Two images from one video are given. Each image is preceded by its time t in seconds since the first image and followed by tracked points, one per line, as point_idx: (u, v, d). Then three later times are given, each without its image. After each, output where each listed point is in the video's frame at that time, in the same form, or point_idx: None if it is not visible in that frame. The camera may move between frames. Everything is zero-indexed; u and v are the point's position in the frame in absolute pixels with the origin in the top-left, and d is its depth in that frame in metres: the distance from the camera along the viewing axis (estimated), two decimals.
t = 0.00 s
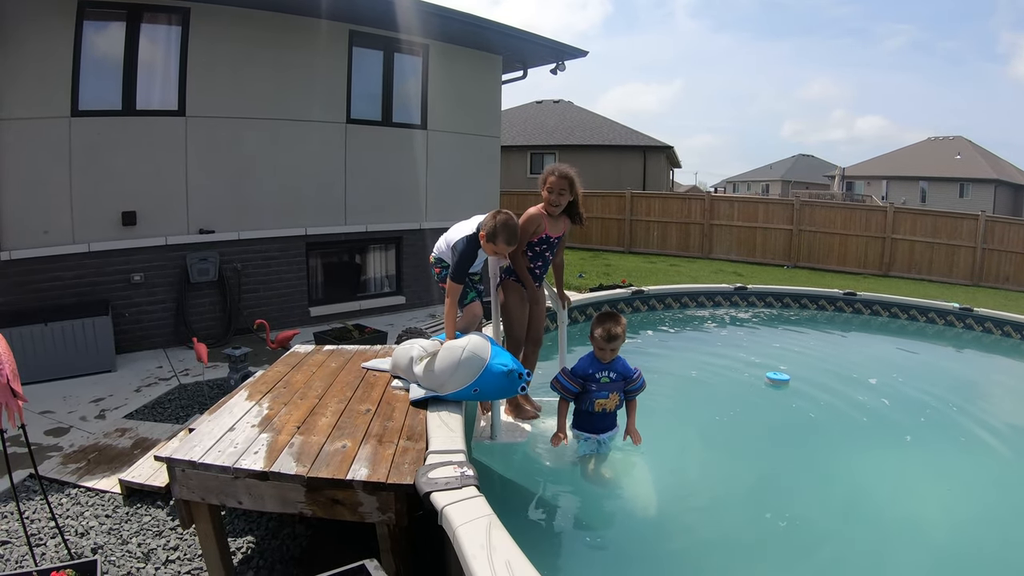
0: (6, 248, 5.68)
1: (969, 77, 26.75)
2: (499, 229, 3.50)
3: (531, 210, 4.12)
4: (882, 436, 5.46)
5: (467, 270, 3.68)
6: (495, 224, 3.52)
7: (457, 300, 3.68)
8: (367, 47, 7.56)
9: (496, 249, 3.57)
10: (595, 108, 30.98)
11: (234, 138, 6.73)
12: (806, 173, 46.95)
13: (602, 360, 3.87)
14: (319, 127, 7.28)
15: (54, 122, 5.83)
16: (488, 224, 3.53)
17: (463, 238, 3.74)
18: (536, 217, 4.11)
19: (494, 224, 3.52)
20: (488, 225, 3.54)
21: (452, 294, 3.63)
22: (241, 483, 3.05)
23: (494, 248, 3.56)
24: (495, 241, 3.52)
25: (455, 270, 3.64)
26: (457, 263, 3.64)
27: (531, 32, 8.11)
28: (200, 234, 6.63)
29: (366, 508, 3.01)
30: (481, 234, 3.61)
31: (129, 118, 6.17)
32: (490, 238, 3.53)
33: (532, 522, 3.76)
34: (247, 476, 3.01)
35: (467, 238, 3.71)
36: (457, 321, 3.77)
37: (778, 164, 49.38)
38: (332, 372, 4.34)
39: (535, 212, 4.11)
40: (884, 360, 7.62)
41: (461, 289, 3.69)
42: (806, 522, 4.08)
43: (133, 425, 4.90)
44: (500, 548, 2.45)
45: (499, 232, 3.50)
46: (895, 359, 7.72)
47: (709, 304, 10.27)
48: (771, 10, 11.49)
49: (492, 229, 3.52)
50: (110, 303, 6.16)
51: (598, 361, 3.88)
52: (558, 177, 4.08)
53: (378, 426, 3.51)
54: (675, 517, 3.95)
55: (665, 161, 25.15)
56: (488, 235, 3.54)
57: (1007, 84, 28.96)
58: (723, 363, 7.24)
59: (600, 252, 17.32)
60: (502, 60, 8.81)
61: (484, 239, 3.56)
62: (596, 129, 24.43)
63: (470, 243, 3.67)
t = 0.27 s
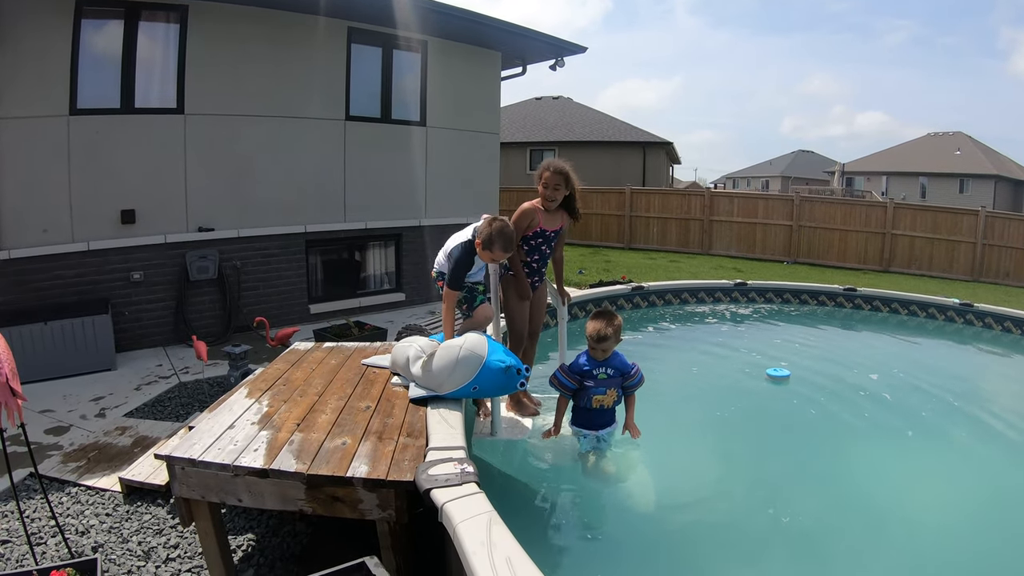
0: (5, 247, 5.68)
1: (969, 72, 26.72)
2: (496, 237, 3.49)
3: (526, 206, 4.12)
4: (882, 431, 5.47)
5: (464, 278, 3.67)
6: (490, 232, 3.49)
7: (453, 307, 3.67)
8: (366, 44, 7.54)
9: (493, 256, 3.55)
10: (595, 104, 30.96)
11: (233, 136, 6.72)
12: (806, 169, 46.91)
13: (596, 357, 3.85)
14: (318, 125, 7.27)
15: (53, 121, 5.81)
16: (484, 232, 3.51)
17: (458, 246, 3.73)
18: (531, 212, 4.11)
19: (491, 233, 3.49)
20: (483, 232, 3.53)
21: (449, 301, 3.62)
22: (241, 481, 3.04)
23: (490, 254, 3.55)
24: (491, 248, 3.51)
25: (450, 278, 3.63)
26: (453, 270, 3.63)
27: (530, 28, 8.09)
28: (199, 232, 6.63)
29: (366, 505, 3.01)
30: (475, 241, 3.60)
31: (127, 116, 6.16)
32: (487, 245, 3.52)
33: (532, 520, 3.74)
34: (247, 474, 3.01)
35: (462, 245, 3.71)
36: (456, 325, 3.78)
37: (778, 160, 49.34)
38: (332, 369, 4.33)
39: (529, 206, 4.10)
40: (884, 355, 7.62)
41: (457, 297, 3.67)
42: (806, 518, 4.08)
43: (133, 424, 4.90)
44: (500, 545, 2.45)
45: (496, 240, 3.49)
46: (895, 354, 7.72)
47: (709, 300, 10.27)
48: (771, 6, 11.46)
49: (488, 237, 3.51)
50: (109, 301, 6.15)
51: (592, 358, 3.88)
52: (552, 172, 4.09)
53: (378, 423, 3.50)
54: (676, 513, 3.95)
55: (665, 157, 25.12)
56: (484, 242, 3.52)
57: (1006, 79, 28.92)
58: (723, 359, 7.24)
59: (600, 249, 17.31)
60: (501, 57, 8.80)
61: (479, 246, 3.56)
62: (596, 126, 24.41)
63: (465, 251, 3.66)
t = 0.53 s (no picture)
0: (5, 247, 5.67)
1: (970, 68, 26.67)
2: (498, 236, 3.50)
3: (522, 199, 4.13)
4: (883, 427, 5.47)
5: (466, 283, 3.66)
6: (492, 233, 3.50)
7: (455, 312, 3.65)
8: (366, 42, 7.54)
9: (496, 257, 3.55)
10: (595, 101, 30.94)
11: (232, 135, 6.72)
12: (807, 165, 46.87)
13: (597, 357, 3.84)
14: (318, 123, 7.27)
15: (52, 120, 5.81)
16: (485, 232, 3.51)
17: (459, 249, 3.71)
18: (528, 205, 4.10)
19: (492, 232, 3.50)
20: (486, 233, 3.52)
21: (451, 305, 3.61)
22: (242, 479, 3.03)
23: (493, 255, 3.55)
24: (494, 248, 3.51)
25: (453, 283, 3.61)
26: (454, 275, 3.61)
27: (529, 25, 8.08)
28: (200, 230, 6.62)
29: (367, 503, 3.00)
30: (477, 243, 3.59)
31: (127, 115, 6.15)
32: (489, 245, 3.52)
33: (532, 515, 3.75)
34: (247, 472, 3.01)
35: (464, 249, 3.69)
36: (457, 324, 3.78)
37: (779, 156, 49.29)
38: (333, 367, 4.33)
39: (526, 200, 4.10)
40: (886, 351, 7.62)
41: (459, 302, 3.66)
42: (807, 514, 4.08)
43: (134, 423, 4.90)
44: (502, 543, 2.44)
45: (498, 239, 3.50)
46: (897, 350, 7.72)
47: (710, 296, 10.27)
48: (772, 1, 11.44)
49: (490, 236, 3.51)
50: (110, 301, 6.16)
51: (594, 357, 3.86)
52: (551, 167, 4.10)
53: (379, 421, 3.50)
54: (677, 510, 3.95)
55: (665, 154, 25.09)
56: (486, 242, 3.52)
57: (1007, 75, 28.87)
58: (724, 356, 7.24)
59: (601, 245, 17.31)
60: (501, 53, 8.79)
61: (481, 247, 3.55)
62: (596, 122, 24.38)
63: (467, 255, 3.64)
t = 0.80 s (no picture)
0: (6, 245, 5.67)
1: (972, 62, 26.60)
2: (506, 225, 3.50)
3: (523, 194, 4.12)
4: (885, 421, 5.46)
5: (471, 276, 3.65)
6: (501, 221, 3.50)
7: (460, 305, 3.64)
8: (366, 37, 7.52)
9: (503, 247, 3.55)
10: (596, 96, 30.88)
11: (233, 131, 6.71)
12: (808, 160, 46.80)
13: (604, 351, 3.84)
14: (319, 119, 7.25)
15: (52, 118, 5.80)
16: (491, 222, 3.51)
17: (464, 243, 3.69)
18: (528, 201, 4.09)
19: (499, 221, 3.51)
20: (493, 224, 3.52)
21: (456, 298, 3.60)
22: (243, 475, 3.03)
23: (500, 245, 3.54)
24: (502, 238, 3.50)
25: (459, 276, 3.60)
26: (460, 267, 3.60)
27: (529, 19, 8.05)
28: (201, 227, 6.62)
29: (369, 498, 3.00)
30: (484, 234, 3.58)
31: (127, 112, 6.14)
32: (496, 235, 3.51)
33: (535, 511, 3.74)
34: (249, 467, 3.00)
35: (470, 242, 3.68)
36: (459, 319, 3.77)
37: (780, 151, 49.22)
38: (334, 362, 4.32)
39: (526, 196, 4.08)
40: (888, 345, 7.62)
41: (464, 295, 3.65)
42: (809, 508, 4.08)
43: (136, 420, 4.90)
44: (505, 537, 2.44)
45: (506, 228, 3.49)
46: (899, 344, 7.71)
47: (712, 291, 10.26)
48: None
49: (497, 227, 3.50)
50: (111, 298, 6.15)
51: (600, 352, 3.86)
52: (557, 166, 3.99)
53: (380, 416, 3.49)
54: (680, 504, 3.95)
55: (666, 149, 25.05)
56: (493, 233, 3.52)
57: (1009, 70, 28.80)
58: (726, 350, 7.23)
59: (602, 240, 17.29)
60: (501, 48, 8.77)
61: (488, 238, 3.54)
62: (597, 117, 24.34)
63: (473, 248, 3.63)
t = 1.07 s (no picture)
0: (8, 243, 5.67)
1: (974, 58, 26.52)
2: (500, 221, 3.49)
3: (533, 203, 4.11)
4: (889, 419, 5.46)
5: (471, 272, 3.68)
6: (495, 218, 3.49)
7: (461, 302, 3.68)
8: (367, 34, 7.52)
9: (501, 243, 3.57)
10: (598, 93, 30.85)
11: (233, 129, 6.70)
12: (810, 157, 46.74)
13: (605, 346, 3.82)
14: (320, 116, 7.25)
15: (53, 116, 5.80)
16: (485, 220, 3.51)
17: (463, 239, 3.72)
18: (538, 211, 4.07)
19: (493, 217, 3.50)
20: (487, 221, 3.51)
21: (458, 295, 3.65)
22: (246, 472, 3.04)
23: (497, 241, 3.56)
24: (499, 235, 3.51)
25: (458, 273, 3.63)
26: (458, 265, 3.63)
27: (531, 16, 8.05)
28: (202, 225, 6.62)
29: (372, 496, 3.00)
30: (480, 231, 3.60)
31: (128, 110, 6.13)
32: (493, 233, 3.51)
33: (535, 507, 3.75)
34: (251, 465, 3.01)
35: (468, 237, 3.70)
36: (462, 317, 3.78)
37: (782, 148, 49.16)
38: (336, 360, 4.32)
39: (536, 205, 4.06)
40: (890, 342, 7.61)
41: (465, 291, 3.69)
42: (812, 505, 4.08)
43: (138, 418, 4.91)
44: (506, 534, 2.45)
45: (500, 223, 3.49)
46: (901, 341, 7.70)
47: (713, 288, 10.26)
48: None
49: (491, 223, 3.50)
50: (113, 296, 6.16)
51: (600, 346, 3.84)
52: (570, 177, 3.96)
53: (382, 413, 3.49)
54: (682, 502, 3.95)
55: (668, 145, 25.01)
56: (489, 230, 3.52)
57: (1011, 66, 28.74)
58: (728, 347, 7.23)
59: (604, 237, 17.29)
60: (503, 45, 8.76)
61: (485, 236, 3.55)
62: (598, 114, 24.31)
63: (471, 244, 3.65)
